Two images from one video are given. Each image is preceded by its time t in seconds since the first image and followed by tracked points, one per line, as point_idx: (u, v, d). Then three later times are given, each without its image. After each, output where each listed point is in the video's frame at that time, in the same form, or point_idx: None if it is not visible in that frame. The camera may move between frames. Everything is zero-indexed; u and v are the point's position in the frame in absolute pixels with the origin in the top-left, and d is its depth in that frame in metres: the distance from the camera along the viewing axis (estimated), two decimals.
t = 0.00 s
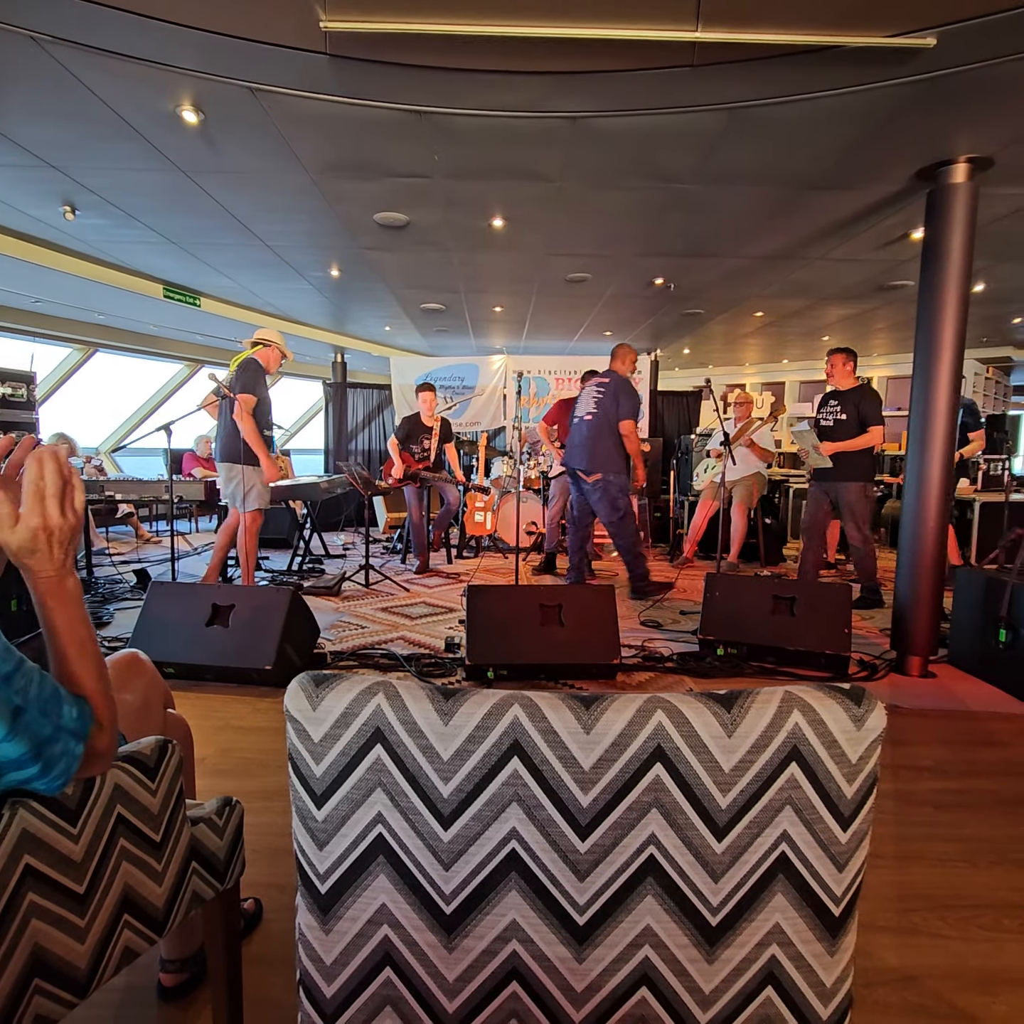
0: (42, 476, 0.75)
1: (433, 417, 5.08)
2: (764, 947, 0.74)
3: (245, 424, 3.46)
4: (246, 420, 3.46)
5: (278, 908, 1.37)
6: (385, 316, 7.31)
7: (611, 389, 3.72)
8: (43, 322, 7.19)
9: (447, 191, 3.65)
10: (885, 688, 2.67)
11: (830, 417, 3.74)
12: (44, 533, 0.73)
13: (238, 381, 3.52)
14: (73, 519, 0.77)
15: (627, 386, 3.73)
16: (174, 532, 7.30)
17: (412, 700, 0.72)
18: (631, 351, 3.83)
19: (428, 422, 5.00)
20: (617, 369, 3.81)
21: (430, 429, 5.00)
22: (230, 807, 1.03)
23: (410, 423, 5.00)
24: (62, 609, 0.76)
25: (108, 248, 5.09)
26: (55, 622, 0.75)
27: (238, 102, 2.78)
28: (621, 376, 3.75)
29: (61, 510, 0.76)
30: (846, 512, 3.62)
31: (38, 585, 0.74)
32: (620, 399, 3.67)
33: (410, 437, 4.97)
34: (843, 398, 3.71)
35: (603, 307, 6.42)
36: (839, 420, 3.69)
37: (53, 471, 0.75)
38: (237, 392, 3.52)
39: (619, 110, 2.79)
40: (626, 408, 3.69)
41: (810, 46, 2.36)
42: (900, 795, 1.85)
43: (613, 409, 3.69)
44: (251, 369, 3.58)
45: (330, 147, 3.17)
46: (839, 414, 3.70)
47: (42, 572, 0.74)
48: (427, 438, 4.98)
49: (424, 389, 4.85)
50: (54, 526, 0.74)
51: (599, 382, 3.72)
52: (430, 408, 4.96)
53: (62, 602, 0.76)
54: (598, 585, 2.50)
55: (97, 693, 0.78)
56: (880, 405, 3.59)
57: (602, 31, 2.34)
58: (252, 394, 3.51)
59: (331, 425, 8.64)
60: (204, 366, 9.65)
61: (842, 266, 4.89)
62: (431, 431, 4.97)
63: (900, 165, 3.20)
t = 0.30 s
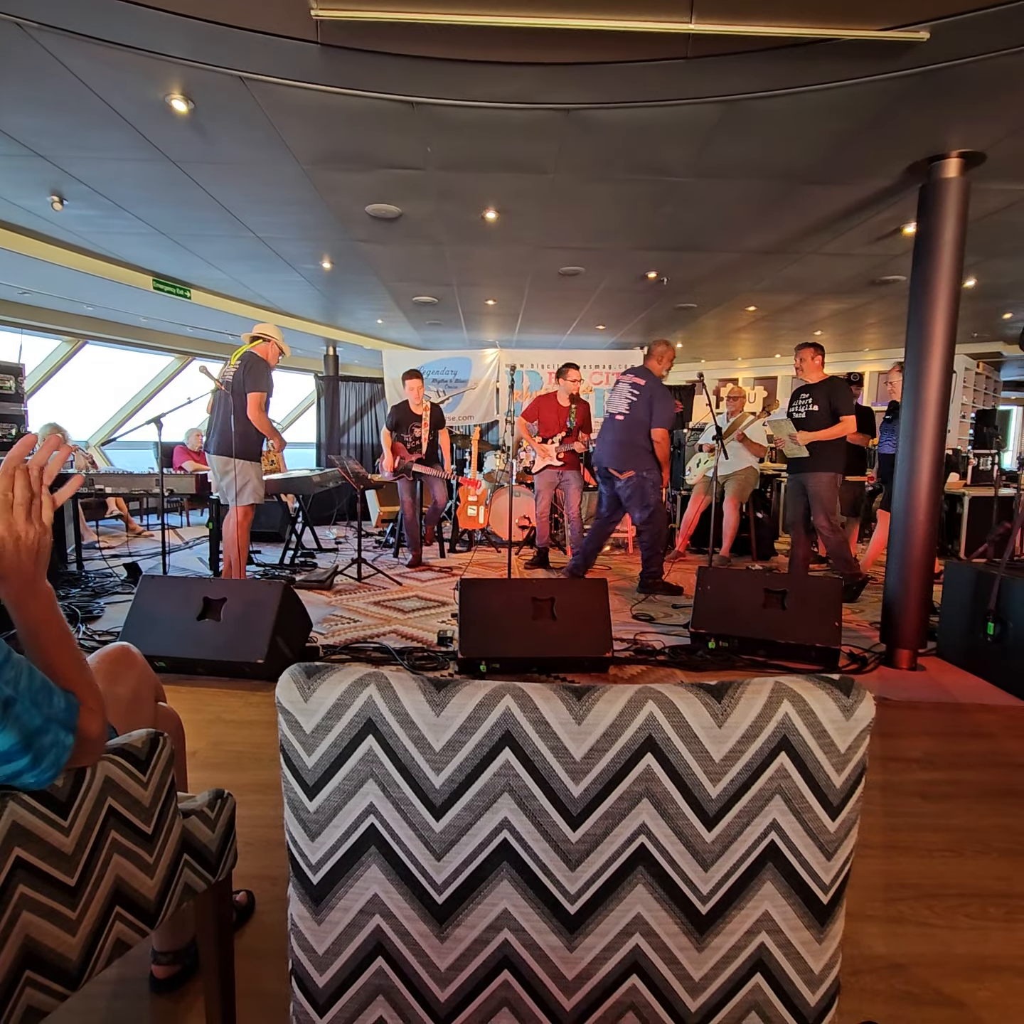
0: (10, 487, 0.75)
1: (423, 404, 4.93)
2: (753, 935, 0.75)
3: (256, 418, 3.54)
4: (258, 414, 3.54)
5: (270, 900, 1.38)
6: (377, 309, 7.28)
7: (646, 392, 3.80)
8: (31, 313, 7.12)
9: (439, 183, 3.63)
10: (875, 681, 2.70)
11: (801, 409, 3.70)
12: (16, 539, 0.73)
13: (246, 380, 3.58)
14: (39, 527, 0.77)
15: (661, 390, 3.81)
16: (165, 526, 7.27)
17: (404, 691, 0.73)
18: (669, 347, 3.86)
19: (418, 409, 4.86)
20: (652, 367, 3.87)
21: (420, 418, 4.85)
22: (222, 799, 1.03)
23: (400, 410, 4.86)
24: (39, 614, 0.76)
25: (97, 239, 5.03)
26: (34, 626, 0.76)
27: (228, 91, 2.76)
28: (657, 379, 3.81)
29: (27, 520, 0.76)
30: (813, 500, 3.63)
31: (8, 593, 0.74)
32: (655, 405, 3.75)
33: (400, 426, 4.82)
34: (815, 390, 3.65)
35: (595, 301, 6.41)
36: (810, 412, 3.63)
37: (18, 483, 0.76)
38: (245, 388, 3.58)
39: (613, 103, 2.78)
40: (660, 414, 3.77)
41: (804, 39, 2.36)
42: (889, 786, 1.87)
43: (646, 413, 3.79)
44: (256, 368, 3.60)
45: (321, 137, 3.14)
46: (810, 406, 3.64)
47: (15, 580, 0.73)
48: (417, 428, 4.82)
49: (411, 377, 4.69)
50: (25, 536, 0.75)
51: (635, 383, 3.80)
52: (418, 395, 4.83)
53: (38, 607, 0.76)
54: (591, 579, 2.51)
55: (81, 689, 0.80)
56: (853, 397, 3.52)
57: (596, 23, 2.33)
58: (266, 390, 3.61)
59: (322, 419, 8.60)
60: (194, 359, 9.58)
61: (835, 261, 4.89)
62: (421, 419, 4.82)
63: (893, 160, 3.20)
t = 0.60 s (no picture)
0: (12, 464, 0.76)
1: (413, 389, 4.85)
2: (740, 923, 0.76)
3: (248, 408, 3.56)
4: (250, 406, 3.56)
5: (261, 894, 1.38)
6: (368, 303, 7.25)
7: (663, 384, 3.82)
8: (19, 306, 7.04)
9: (430, 176, 3.61)
10: (863, 674, 2.73)
11: (784, 406, 3.69)
12: (18, 517, 0.76)
13: (238, 374, 3.56)
14: (44, 505, 0.80)
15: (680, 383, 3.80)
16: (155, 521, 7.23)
17: (394, 682, 0.73)
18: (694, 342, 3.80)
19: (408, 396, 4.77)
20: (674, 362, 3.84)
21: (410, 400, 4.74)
22: (212, 793, 1.02)
23: (390, 397, 4.80)
24: (40, 596, 0.78)
25: (84, 231, 4.98)
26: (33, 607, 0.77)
27: (219, 82, 2.73)
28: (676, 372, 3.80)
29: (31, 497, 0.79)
30: (798, 500, 3.60)
31: (13, 572, 0.76)
32: (670, 396, 3.76)
33: (390, 414, 4.76)
34: (799, 386, 3.66)
35: (588, 296, 6.41)
36: (793, 408, 3.64)
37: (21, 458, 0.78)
38: (236, 382, 3.57)
39: (605, 97, 2.77)
40: (678, 405, 3.77)
41: (796, 34, 2.36)
42: (876, 779, 1.89)
43: (663, 405, 3.82)
44: (250, 364, 3.59)
45: (313, 129, 3.12)
46: (793, 402, 3.65)
47: (18, 558, 0.76)
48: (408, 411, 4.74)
49: (399, 357, 4.63)
50: (29, 514, 0.77)
51: (652, 375, 3.84)
52: (408, 376, 4.77)
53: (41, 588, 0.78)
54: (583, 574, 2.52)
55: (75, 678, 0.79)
56: (833, 392, 3.56)
57: (588, 15, 2.32)
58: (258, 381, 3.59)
59: (314, 414, 8.57)
60: (184, 352, 9.51)
61: (826, 257, 4.91)
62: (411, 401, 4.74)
63: (884, 156, 3.21)
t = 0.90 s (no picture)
0: None
1: (416, 385, 4.74)
2: (729, 915, 0.77)
3: (239, 408, 3.53)
4: (241, 405, 3.52)
5: (252, 891, 1.38)
6: (359, 299, 7.22)
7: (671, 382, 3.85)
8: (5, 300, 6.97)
9: (422, 172, 3.60)
10: (852, 670, 2.75)
11: (779, 404, 3.72)
12: None
13: (228, 370, 3.54)
14: (16, 517, 0.76)
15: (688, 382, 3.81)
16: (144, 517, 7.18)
17: (385, 677, 0.73)
18: (709, 343, 3.84)
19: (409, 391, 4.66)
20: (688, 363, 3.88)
21: (411, 397, 4.64)
22: (203, 790, 1.02)
23: (390, 394, 4.72)
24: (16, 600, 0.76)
25: (72, 224, 4.93)
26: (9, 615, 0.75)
27: (209, 76, 2.71)
28: (689, 371, 3.81)
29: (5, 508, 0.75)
30: (791, 499, 3.63)
31: None
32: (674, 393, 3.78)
33: (391, 412, 4.64)
34: (791, 384, 3.68)
35: (580, 292, 6.41)
36: (786, 406, 3.66)
37: None
38: (227, 377, 3.55)
39: (597, 94, 2.77)
40: (682, 404, 3.79)
41: (787, 33, 2.37)
42: (864, 773, 1.91)
43: (670, 402, 3.84)
44: (240, 361, 3.57)
45: (303, 123, 3.10)
46: (786, 400, 3.68)
47: None
48: (409, 408, 4.61)
49: (400, 354, 4.55)
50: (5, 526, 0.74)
51: (662, 373, 3.88)
52: (408, 373, 4.67)
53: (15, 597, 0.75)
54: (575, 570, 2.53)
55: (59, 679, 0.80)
56: (826, 388, 3.54)
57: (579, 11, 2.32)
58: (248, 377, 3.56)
59: (305, 410, 8.54)
60: (173, 347, 9.43)
61: (816, 256, 4.93)
62: (411, 397, 4.64)
63: (873, 156, 3.23)
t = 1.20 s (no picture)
0: None
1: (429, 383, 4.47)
2: (721, 911, 0.77)
3: (231, 410, 3.53)
4: (231, 406, 3.53)
5: (244, 890, 1.38)
6: (352, 297, 7.21)
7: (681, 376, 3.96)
8: None
9: (414, 169, 3.58)
10: (843, 667, 2.77)
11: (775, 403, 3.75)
12: None
13: (220, 370, 3.55)
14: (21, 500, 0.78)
15: (697, 375, 3.90)
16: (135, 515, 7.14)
17: (378, 675, 0.73)
18: (717, 342, 3.99)
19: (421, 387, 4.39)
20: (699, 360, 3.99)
21: (424, 394, 4.37)
22: (195, 789, 1.02)
23: (401, 390, 4.41)
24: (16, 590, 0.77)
25: (61, 221, 4.89)
26: (12, 606, 0.76)
27: (200, 71, 2.69)
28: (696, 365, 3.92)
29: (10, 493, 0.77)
30: (786, 499, 3.64)
31: None
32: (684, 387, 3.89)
33: (400, 408, 4.35)
34: (787, 383, 3.71)
35: (573, 291, 6.41)
36: (781, 404, 3.69)
37: None
38: (218, 376, 3.55)
39: (589, 92, 2.76)
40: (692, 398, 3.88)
41: (778, 32, 2.37)
42: (855, 769, 1.93)
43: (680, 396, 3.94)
44: (234, 361, 3.58)
45: (294, 120, 3.08)
46: (782, 397, 3.71)
47: None
48: (422, 405, 4.35)
49: (416, 349, 4.19)
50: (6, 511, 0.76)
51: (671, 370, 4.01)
52: (422, 369, 4.34)
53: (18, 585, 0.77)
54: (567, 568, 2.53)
55: (55, 674, 0.79)
56: (821, 385, 3.56)
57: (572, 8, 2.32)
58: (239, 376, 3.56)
59: (297, 408, 8.52)
60: (164, 343, 9.38)
61: (808, 255, 4.95)
62: (424, 393, 4.36)
63: (864, 155, 3.25)
